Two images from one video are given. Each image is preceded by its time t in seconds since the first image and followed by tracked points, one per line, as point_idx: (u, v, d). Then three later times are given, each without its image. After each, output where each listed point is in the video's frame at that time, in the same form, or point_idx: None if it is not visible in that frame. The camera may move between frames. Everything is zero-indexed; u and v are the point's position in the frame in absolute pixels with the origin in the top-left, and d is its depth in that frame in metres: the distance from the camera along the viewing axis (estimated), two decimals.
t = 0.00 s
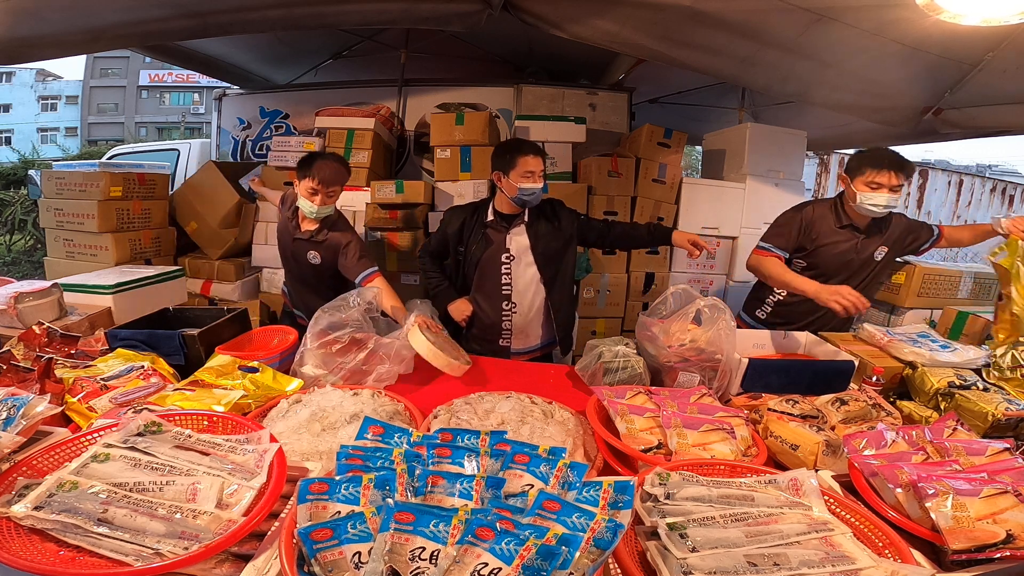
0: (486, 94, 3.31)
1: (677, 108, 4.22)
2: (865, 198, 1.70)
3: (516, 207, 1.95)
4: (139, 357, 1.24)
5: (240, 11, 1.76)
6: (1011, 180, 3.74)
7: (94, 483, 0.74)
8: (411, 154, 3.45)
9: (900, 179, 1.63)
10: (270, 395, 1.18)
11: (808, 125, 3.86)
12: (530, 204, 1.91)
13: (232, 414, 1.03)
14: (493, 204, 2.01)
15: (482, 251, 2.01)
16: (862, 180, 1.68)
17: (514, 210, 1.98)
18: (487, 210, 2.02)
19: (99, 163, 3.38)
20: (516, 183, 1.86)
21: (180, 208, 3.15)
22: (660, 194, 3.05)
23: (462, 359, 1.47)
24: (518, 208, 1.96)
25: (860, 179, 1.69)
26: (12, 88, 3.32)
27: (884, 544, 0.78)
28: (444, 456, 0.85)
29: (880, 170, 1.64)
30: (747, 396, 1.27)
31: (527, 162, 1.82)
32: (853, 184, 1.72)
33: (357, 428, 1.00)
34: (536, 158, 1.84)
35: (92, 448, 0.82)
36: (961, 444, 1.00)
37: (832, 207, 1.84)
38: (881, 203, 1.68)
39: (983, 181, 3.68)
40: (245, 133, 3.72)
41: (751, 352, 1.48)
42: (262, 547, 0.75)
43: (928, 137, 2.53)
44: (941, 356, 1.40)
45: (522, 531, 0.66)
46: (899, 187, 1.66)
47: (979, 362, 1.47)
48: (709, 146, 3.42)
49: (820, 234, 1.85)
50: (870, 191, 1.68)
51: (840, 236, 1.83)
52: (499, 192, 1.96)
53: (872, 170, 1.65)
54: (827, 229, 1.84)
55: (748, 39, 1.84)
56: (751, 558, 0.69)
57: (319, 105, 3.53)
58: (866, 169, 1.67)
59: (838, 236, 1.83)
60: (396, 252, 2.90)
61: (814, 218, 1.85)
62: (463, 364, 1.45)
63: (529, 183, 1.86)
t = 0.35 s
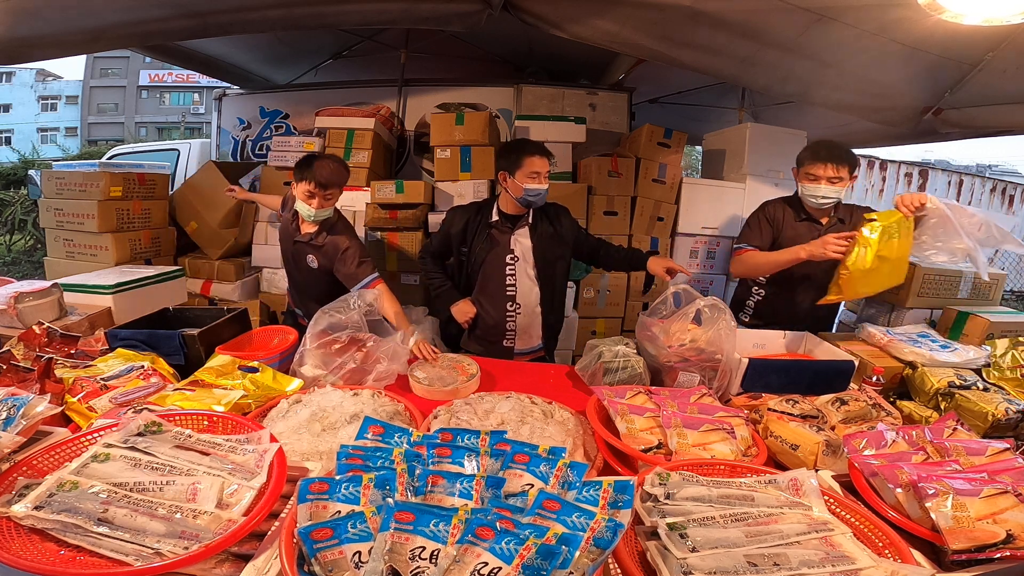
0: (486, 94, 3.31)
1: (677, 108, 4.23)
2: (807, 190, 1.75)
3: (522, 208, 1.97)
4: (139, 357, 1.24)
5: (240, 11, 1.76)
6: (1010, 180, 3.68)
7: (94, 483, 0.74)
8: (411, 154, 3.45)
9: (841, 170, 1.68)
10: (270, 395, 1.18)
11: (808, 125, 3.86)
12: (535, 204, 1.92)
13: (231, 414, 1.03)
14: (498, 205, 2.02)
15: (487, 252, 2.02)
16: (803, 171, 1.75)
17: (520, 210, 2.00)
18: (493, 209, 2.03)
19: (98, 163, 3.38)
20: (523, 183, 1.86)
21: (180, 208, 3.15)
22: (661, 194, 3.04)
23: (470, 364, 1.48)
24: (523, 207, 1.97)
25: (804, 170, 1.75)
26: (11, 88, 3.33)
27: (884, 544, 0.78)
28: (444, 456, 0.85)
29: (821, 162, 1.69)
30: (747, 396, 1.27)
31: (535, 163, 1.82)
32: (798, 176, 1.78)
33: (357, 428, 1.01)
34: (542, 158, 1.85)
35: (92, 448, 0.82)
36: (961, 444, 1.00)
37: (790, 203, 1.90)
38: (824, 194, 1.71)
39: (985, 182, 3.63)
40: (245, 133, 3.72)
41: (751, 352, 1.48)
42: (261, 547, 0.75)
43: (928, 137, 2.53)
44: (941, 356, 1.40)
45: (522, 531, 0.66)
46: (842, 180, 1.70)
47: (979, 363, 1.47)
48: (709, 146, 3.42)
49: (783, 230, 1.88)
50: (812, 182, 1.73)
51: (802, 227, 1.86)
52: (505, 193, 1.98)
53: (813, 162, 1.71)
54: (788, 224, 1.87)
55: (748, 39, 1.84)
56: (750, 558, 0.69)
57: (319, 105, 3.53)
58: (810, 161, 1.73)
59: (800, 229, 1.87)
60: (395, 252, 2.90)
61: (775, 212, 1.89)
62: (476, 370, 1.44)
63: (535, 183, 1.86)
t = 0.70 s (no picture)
0: (486, 94, 3.31)
1: (677, 108, 4.23)
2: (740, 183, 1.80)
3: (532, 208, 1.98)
4: (139, 357, 1.24)
5: (240, 11, 1.76)
6: (1010, 180, 3.85)
7: (94, 483, 0.74)
8: (411, 154, 3.45)
9: (768, 162, 1.73)
10: (270, 395, 1.18)
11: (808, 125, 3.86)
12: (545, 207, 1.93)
13: (232, 414, 1.03)
14: (508, 204, 2.02)
15: (499, 252, 2.01)
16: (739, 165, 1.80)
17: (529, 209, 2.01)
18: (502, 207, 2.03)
19: (99, 163, 3.38)
20: (535, 186, 1.86)
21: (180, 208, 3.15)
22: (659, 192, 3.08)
23: (469, 363, 1.48)
24: (530, 208, 1.97)
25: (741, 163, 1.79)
26: (11, 88, 3.33)
27: (884, 544, 0.78)
28: (444, 456, 0.85)
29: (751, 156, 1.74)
30: (747, 396, 1.27)
31: (548, 168, 1.82)
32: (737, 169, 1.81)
33: (357, 428, 1.01)
34: (556, 163, 1.85)
35: (93, 448, 0.82)
36: (961, 444, 1.00)
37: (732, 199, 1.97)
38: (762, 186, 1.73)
39: (983, 181, 3.79)
40: (244, 133, 3.72)
41: (751, 352, 1.48)
42: (261, 547, 0.75)
43: (928, 137, 2.53)
44: (941, 356, 1.40)
45: (522, 531, 0.67)
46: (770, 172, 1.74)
47: (979, 363, 1.47)
48: (709, 146, 3.42)
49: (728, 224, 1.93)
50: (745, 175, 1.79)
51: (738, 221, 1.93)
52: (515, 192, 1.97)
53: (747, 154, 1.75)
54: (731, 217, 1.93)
55: (748, 39, 1.84)
56: (751, 558, 0.69)
57: (319, 105, 3.53)
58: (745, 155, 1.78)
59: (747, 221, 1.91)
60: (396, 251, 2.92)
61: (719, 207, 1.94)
62: (476, 369, 1.44)
63: (547, 188, 1.87)
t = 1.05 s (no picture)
0: (486, 94, 3.31)
1: (677, 108, 4.22)
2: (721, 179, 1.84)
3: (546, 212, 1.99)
4: (139, 357, 1.24)
5: (240, 11, 1.76)
6: (1010, 180, 3.86)
7: (94, 483, 0.74)
8: (411, 154, 3.45)
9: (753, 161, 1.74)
10: (270, 395, 1.18)
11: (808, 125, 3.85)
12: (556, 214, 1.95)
13: (232, 414, 1.03)
14: (524, 205, 2.01)
15: (518, 253, 2.01)
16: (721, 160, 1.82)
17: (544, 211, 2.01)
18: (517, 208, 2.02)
19: (99, 163, 3.37)
20: (550, 193, 1.87)
21: (180, 208, 3.15)
22: (658, 189, 3.07)
23: (469, 363, 1.48)
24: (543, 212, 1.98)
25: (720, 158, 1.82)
26: (11, 88, 3.34)
27: (884, 544, 0.78)
28: (444, 456, 0.85)
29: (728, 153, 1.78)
30: (747, 395, 1.27)
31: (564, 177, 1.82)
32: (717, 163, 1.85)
33: (357, 428, 1.01)
34: (571, 172, 1.84)
35: (92, 448, 0.82)
36: (961, 444, 1.00)
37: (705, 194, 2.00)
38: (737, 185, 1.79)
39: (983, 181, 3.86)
40: (245, 133, 3.71)
41: (751, 352, 1.48)
42: (262, 547, 0.75)
43: (928, 137, 2.53)
44: (941, 356, 1.40)
45: (522, 531, 0.67)
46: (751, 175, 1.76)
47: (979, 362, 1.47)
48: (709, 146, 3.42)
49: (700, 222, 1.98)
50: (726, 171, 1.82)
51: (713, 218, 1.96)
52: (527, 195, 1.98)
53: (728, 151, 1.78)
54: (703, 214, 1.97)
55: (748, 39, 1.84)
56: (751, 558, 0.69)
57: (319, 105, 3.53)
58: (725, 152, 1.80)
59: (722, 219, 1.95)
60: (395, 252, 2.90)
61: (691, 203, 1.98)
62: (476, 369, 1.44)
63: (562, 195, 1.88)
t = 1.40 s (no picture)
0: (486, 94, 3.31)
1: (677, 108, 4.22)
2: (734, 182, 1.82)
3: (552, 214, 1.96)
4: (139, 357, 1.24)
5: (240, 11, 1.76)
6: (1011, 180, 3.86)
7: (94, 483, 0.73)
8: (411, 154, 3.45)
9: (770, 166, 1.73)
10: (270, 395, 1.18)
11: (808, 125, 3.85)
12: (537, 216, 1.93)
13: (231, 414, 1.03)
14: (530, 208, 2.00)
15: (522, 254, 2.02)
16: (734, 165, 1.79)
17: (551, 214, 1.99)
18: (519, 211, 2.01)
19: (99, 163, 3.37)
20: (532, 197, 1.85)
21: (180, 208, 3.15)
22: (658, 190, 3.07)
23: (469, 363, 1.48)
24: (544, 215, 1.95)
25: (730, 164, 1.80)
26: (11, 88, 3.34)
27: (884, 544, 0.78)
28: (444, 456, 0.85)
29: (743, 156, 1.75)
30: (747, 395, 1.27)
31: (535, 182, 1.80)
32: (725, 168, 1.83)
33: (357, 428, 1.01)
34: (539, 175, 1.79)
35: (92, 448, 0.82)
36: (961, 444, 1.00)
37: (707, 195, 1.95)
38: (746, 187, 1.80)
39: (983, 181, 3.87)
40: (245, 133, 3.71)
41: (751, 352, 1.48)
42: (262, 547, 0.75)
43: (928, 137, 2.53)
44: (941, 356, 1.40)
45: (522, 531, 0.67)
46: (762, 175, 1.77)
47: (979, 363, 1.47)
48: (709, 146, 3.42)
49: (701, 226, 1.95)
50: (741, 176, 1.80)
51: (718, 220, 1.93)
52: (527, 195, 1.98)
53: (742, 156, 1.76)
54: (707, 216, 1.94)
55: (748, 38, 1.84)
56: (751, 558, 0.69)
57: (319, 105, 3.53)
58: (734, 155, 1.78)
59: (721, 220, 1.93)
60: (395, 252, 2.90)
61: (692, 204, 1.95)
62: (476, 369, 1.44)
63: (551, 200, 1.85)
